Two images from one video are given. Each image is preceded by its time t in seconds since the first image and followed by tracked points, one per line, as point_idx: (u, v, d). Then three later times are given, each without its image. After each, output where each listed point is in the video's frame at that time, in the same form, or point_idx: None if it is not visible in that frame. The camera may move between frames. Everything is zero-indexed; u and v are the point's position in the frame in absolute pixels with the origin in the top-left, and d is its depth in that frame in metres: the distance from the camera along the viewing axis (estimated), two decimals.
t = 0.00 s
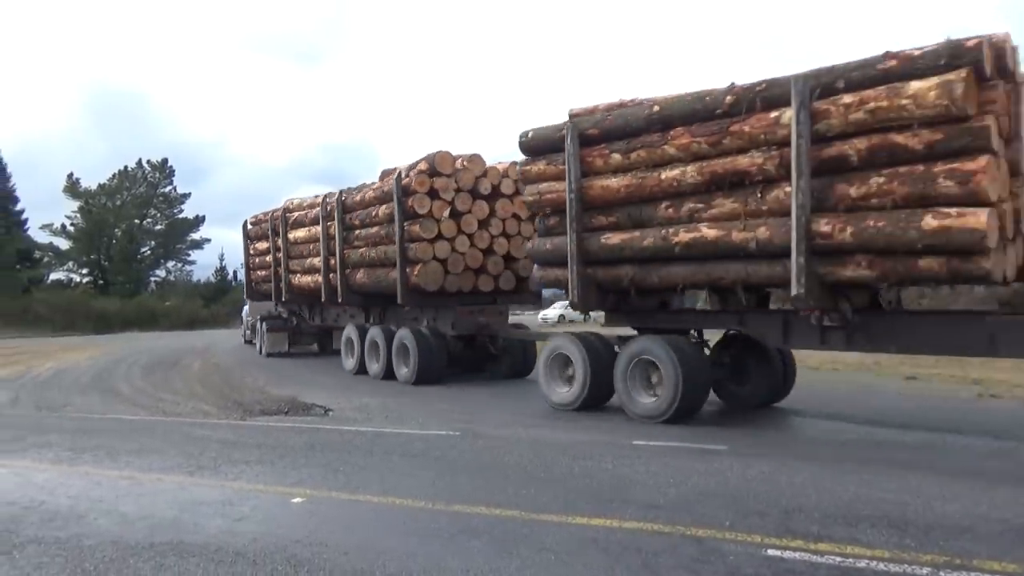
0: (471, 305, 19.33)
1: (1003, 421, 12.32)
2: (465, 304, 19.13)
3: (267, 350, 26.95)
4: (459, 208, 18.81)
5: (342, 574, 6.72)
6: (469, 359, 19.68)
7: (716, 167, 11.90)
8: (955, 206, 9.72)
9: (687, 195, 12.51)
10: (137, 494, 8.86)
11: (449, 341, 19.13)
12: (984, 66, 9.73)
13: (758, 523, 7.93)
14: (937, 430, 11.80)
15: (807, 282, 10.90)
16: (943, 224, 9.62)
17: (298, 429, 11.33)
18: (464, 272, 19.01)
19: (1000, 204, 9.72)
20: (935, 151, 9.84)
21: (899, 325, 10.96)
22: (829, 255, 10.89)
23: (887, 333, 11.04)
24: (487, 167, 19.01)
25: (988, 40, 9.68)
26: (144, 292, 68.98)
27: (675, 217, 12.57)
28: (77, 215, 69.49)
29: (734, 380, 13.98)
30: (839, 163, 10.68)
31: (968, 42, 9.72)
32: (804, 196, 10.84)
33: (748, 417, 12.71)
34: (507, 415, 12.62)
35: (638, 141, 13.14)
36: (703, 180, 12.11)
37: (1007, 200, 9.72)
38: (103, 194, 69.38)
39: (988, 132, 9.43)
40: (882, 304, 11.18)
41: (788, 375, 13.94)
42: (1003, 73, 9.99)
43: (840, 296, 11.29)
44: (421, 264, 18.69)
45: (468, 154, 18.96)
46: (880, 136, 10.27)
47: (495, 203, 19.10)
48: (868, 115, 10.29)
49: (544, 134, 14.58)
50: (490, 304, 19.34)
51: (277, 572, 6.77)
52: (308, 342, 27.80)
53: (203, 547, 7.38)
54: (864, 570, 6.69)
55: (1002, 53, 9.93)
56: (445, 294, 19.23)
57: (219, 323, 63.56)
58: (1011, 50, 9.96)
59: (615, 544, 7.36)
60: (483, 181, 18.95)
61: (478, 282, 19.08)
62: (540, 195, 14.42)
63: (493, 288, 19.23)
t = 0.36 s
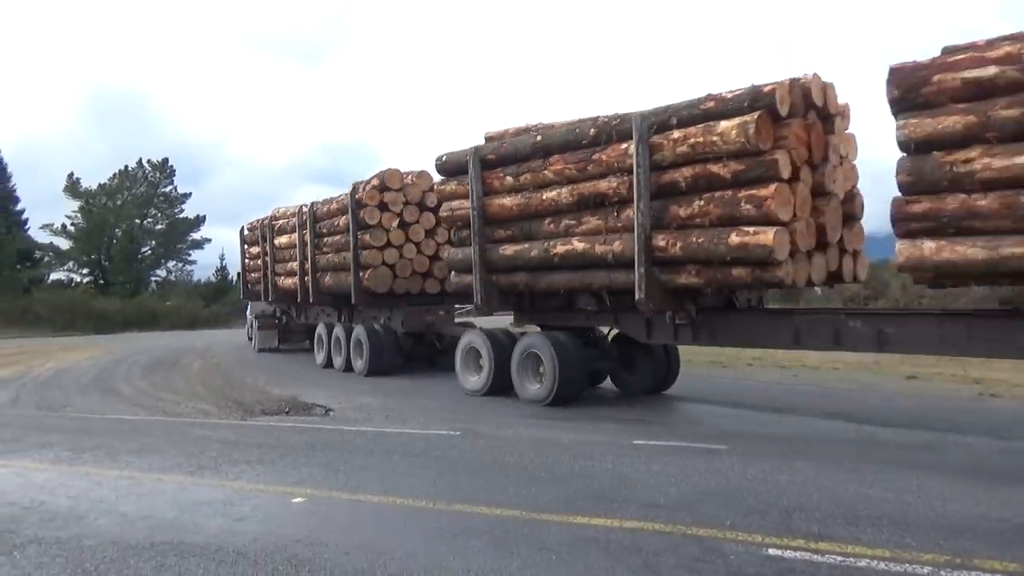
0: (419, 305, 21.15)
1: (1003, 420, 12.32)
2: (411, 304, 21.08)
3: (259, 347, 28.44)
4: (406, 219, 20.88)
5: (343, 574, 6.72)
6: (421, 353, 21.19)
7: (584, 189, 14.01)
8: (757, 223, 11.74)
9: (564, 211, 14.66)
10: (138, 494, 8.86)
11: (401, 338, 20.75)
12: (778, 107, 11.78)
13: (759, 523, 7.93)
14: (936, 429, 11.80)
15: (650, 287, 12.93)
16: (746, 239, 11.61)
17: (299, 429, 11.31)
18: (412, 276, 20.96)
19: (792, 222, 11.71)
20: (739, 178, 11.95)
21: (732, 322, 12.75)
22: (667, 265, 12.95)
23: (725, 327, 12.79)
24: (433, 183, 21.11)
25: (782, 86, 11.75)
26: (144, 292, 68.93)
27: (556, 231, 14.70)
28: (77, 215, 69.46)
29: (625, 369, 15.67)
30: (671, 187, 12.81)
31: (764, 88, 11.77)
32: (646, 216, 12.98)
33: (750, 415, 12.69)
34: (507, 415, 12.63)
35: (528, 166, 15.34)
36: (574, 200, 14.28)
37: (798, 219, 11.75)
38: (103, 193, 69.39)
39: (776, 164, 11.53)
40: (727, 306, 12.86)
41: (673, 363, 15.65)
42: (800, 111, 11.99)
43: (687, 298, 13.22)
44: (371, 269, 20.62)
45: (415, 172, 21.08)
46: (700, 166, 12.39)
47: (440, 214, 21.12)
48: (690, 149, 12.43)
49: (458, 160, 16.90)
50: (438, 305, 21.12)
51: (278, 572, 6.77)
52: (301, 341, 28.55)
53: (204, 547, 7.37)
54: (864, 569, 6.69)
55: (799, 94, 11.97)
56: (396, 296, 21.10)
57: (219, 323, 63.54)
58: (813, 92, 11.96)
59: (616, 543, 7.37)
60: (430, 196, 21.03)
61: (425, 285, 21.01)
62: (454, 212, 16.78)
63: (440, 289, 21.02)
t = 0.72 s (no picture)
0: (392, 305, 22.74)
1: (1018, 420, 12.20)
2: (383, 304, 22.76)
3: (268, 346, 29.69)
4: (379, 229, 22.85)
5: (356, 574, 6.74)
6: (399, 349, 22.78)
7: (500, 207, 16.18)
8: (631, 237, 13.76)
9: (490, 224, 16.76)
10: (153, 494, 8.92)
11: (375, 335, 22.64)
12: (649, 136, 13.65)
13: (772, 525, 7.89)
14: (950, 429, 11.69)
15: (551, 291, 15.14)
16: (618, 252, 13.64)
17: (311, 429, 11.34)
18: (384, 281, 22.88)
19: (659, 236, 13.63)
20: (618, 198, 13.94)
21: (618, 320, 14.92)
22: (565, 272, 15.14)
23: (618, 326, 14.86)
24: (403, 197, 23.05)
25: (651, 119, 13.60)
26: (158, 293, 69.35)
27: (481, 243, 16.85)
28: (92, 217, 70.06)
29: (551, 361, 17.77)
30: (568, 206, 14.91)
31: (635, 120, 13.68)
32: (547, 230, 15.14)
33: (763, 416, 12.61)
34: (519, 415, 12.62)
35: (460, 186, 17.49)
36: (495, 215, 16.40)
37: (666, 233, 13.64)
38: (117, 196, 69.99)
39: (643, 187, 13.56)
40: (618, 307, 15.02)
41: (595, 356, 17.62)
42: (673, 137, 13.77)
43: (588, 302, 15.28)
44: (346, 274, 22.60)
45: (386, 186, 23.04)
46: (587, 188, 14.42)
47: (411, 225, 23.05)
48: (578, 173, 14.49)
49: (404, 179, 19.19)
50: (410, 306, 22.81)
51: (291, 572, 6.79)
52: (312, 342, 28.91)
53: (218, 548, 7.41)
54: (879, 572, 6.63)
55: (672, 124, 13.75)
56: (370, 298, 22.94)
57: (232, 324, 63.89)
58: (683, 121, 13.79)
59: (628, 545, 7.34)
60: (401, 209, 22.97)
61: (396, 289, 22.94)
62: (401, 225, 19.22)
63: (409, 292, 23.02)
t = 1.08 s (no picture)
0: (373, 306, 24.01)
1: None
2: (365, 305, 24.00)
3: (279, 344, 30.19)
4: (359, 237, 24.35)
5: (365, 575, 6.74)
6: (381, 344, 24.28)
7: (444, 219, 18.24)
8: (545, 247, 15.68)
9: (437, 235, 18.82)
10: (163, 495, 8.96)
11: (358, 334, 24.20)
12: (560, 158, 15.61)
13: (783, 527, 7.84)
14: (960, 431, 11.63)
15: (481, 294, 17.23)
16: (531, 260, 15.63)
17: (319, 430, 11.34)
18: (363, 285, 24.30)
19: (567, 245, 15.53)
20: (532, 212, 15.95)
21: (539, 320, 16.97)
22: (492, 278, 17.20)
23: (542, 325, 16.94)
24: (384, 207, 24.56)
25: (563, 144, 15.54)
26: (168, 294, 69.72)
27: (431, 251, 18.94)
28: (103, 218, 70.54)
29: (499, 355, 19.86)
30: (496, 220, 16.93)
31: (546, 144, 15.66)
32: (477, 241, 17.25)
33: (773, 417, 12.56)
34: (527, 416, 12.61)
35: (414, 201, 19.68)
36: (440, 227, 18.45)
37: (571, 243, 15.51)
38: (128, 198, 70.48)
39: (553, 204, 15.50)
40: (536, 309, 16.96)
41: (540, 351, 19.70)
42: (586, 160, 15.70)
43: (517, 303, 17.28)
44: (330, 279, 24.28)
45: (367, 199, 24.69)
46: (511, 204, 16.42)
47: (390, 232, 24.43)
48: (503, 191, 16.50)
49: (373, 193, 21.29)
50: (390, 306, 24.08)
51: (300, 573, 6.80)
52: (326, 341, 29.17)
53: (227, 548, 7.43)
54: None
55: (584, 148, 15.66)
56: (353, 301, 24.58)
57: (241, 324, 64.20)
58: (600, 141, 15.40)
59: (637, 547, 7.31)
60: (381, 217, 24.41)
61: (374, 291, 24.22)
62: (370, 235, 21.54)
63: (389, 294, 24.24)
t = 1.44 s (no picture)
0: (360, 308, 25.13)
1: None
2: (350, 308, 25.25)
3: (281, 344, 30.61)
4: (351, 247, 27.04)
5: None
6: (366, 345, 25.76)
7: (400, 231, 21.39)
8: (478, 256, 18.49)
9: (396, 243, 21.84)
10: (163, 497, 8.95)
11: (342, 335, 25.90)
12: (492, 178, 18.38)
13: (783, 529, 7.85)
14: (960, 434, 11.63)
15: (428, 296, 20.16)
16: (465, 266, 18.55)
17: (320, 432, 11.29)
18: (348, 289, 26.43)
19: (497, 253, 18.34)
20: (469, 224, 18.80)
21: (478, 320, 19.51)
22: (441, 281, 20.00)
23: (483, 324, 19.39)
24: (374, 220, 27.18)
25: (493, 167, 18.32)
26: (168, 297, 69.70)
27: (390, 259, 22.06)
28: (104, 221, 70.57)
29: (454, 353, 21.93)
30: (443, 231, 19.91)
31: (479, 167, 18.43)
32: (426, 249, 20.20)
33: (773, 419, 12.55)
34: (527, 419, 12.60)
35: (377, 216, 22.91)
36: (398, 238, 21.56)
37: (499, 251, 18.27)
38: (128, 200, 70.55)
39: (484, 219, 18.29)
40: (475, 309, 19.53)
41: (490, 353, 21.63)
42: (516, 179, 18.34)
43: (460, 305, 19.89)
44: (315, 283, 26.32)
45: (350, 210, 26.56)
46: (451, 219, 19.43)
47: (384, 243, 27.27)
48: (447, 206, 19.37)
49: (349, 205, 24.60)
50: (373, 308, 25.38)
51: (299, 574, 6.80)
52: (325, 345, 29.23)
53: (227, 550, 7.43)
54: None
55: (514, 170, 18.31)
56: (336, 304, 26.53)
57: (240, 327, 64.18)
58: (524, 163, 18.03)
59: (638, 550, 7.30)
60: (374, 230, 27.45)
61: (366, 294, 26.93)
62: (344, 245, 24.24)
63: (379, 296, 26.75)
